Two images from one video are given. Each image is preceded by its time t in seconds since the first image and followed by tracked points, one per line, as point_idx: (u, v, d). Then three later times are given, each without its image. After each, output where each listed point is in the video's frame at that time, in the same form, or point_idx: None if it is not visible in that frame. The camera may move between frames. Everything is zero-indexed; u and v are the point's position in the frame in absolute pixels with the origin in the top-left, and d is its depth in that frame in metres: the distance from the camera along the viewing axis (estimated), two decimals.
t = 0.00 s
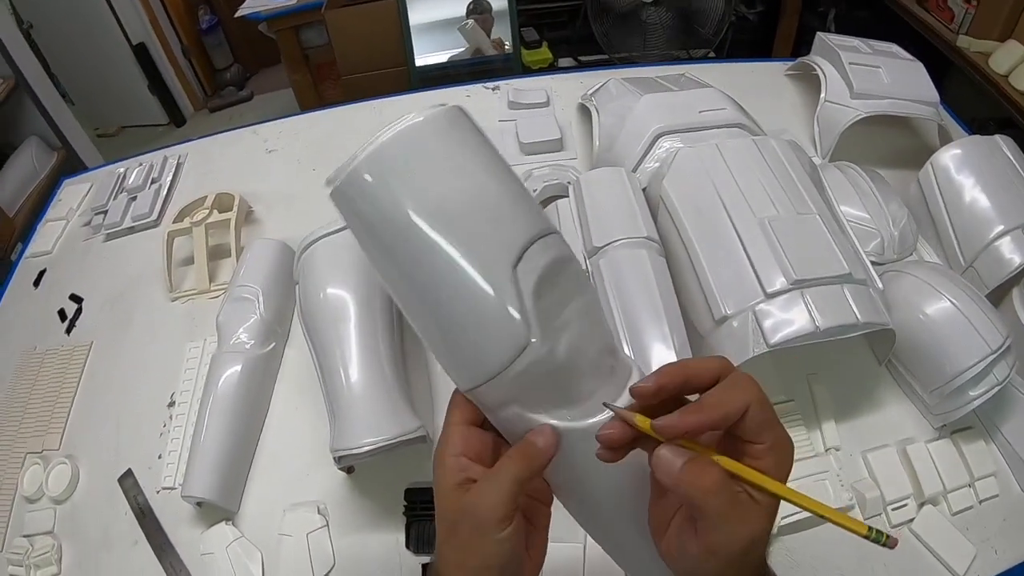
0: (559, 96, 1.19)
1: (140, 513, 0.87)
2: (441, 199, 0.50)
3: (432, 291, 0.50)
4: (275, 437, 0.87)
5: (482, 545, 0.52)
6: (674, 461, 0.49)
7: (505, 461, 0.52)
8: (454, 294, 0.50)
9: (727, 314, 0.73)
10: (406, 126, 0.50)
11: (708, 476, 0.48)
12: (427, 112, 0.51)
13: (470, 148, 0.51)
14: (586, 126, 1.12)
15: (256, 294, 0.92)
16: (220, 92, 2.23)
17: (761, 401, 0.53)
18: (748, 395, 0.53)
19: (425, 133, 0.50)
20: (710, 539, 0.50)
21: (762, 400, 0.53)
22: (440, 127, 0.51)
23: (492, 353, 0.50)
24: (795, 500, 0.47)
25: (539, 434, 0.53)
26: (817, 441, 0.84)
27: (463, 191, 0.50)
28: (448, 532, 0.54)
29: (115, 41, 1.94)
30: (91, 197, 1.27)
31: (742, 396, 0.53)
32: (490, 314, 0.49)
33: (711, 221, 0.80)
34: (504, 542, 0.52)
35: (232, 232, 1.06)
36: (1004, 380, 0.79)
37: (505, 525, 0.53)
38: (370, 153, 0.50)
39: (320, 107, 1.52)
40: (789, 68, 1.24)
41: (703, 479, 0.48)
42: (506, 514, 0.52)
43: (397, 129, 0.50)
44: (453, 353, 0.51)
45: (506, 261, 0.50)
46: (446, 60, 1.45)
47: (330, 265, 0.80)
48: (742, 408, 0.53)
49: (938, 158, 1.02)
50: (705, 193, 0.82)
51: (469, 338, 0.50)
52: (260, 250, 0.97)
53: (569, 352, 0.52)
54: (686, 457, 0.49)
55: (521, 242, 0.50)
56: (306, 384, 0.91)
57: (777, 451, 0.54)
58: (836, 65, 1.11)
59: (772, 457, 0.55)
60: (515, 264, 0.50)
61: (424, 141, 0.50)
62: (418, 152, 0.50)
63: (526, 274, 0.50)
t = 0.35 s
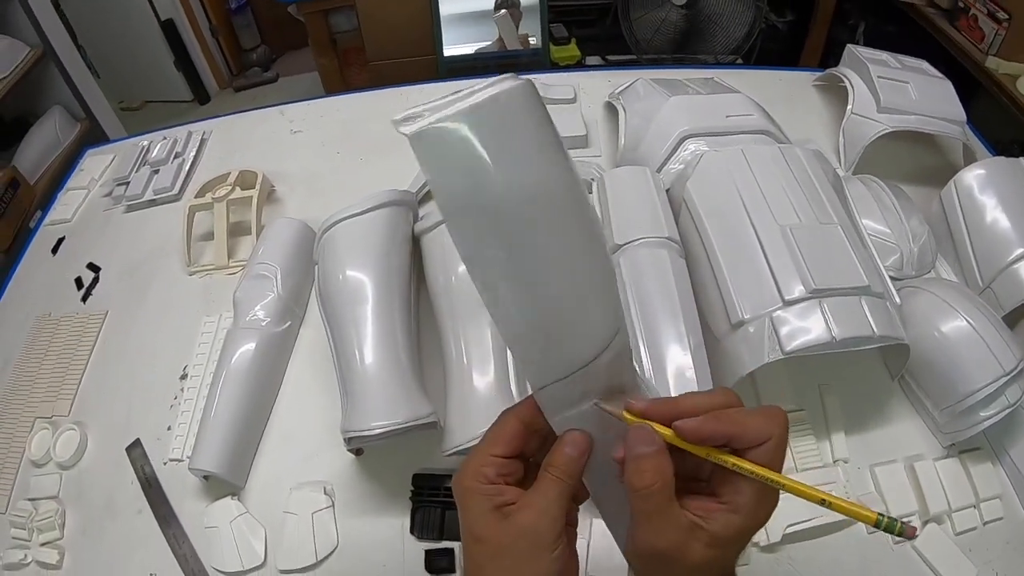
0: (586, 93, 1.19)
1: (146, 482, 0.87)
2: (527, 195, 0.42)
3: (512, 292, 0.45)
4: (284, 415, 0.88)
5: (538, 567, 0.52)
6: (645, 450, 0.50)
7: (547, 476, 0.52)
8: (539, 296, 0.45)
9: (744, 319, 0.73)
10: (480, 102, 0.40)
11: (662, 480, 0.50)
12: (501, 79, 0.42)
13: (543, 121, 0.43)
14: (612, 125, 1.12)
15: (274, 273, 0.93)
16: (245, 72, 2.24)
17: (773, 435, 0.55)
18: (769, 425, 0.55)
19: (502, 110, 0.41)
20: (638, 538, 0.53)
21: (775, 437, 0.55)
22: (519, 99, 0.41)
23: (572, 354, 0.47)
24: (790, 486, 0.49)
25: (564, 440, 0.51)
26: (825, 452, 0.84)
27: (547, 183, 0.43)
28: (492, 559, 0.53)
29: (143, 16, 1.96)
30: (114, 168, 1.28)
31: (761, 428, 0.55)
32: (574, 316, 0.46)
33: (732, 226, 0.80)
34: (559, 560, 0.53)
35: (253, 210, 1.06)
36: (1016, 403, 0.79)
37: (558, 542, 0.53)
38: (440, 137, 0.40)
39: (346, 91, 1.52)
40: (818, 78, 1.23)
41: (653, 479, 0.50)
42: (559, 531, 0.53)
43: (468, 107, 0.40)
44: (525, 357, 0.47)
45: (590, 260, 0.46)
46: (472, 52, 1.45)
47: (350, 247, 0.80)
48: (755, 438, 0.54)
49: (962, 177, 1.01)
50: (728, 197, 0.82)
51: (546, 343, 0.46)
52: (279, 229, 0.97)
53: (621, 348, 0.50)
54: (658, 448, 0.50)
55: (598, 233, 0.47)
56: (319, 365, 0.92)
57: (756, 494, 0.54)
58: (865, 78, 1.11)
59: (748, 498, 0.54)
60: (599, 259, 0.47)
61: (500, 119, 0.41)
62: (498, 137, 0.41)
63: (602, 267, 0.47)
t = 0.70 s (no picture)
0: (580, 86, 1.18)
1: (134, 477, 0.86)
2: (522, 189, 0.39)
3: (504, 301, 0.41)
4: (273, 410, 0.87)
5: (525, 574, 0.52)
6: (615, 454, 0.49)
7: (540, 480, 0.52)
8: (538, 297, 0.42)
9: (737, 315, 0.72)
10: (475, 90, 0.37)
11: (626, 485, 0.49)
12: (495, 66, 0.39)
13: (542, 112, 0.40)
14: (606, 118, 1.11)
15: (263, 266, 0.92)
16: (240, 64, 2.22)
17: (743, 456, 0.52)
18: (742, 446, 0.51)
19: (500, 98, 0.38)
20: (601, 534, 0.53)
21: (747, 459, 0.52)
22: (518, 86, 0.39)
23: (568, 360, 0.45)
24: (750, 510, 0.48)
25: (558, 443, 0.51)
26: (818, 450, 0.84)
27: (546, 174, 0.40)
28: (479, 565, 0.52)
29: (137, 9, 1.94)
30: (105, 160, 1.27)
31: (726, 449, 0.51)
32: (569, 321, 0.44)
33: (726, 221, 0.79)
34: (545, 569, 0.53)
35: (244, 203, 1.05)
36: (1012, 403, 0.78)
37: (546, 550, 0.53)
38: (432, 123, 0.37)
39: (339, 84, 1.51)
40: (814, 73, 1.22)
41: (616, 483, 0.48)
42: (547, 538, 0.53)
43: (463, 90, 0.37)
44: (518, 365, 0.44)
45: (589, 259, 0.43)
46: (467, 45, 1.44)
47: (339, 239, 0.79)
48: (719, 461, 0.51)
49: (959, 173, 1.00)
50: (722, 192, 0.81)
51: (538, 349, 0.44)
52: (269, 221, 0.96)
53: (616, 347, 0.48)
54: (628, 450, 0.49)
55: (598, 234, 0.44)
56: (308, 358, 0.91)
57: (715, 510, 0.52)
58: (862, 73, 1.10)
59: (708, 512, 0.53)
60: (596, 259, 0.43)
61: (495, 105, 0.38)
62: (493, 123, 0.38)
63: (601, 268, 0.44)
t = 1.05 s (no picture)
0: (574, 78, 1.17)
1: (127, 476, 0.86)
2: (520, 187, 0.38)
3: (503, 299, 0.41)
4: (265, 407, 0.86)
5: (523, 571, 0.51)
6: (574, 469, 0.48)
7: (536, 476, 0.52)
8: (534, 293, 0.41)
9: (732, 309, 0.72)
10: (474, 87, 0.36)
11: (581, 501, 0.47)
12: (495, 59, 0.37)
13: (540, 105, 0.39)
14: (600, 110, 1.10)
15: (255, 262, 0.91)
16: (232, 59, 2.21)
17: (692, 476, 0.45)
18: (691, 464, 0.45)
19: (499, 94, 0.36)
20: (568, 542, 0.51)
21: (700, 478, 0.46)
22: (518, 79, 0.37)
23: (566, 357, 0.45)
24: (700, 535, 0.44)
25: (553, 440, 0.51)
26: (814, 444, 0.83)
27: (544, 170, 0.39)
28: (477, 562, 0.52)
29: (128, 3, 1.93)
30: (96, 156, 1.26)
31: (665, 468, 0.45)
32: (565, 319, 0.43)
33: (721, 214, 0.79)
34: (542, 565, 0.52)
35: (235, 198, 1.05)
36: (1008, 396, 0.78)
37: (544, 546, 0.52)
38: (429, 121, 0.35)
39: (332, 77, 1.50)
40: (809, 65, 1.21)
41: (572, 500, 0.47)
42: (545, 534, 0.52)
43: (461, 84, 0.35)
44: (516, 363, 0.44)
45: (586, 256, 0.42)
46: (461, 37, 1.43)
47: (330, 234, 0.78)
48: (664, 482, 0.45)
49: (954, 165, 1.00)
50: (717, 185, 0.81)
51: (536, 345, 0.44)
52: (261, 216, 0.95)
53: (612, 342, 0.48)
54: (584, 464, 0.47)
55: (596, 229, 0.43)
56: (301, 354, 0.91)
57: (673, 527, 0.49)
58: (856, 65, 1.09)
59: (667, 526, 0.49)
60: (594, 256, 0.43)
61: (494, 101, 0.36)
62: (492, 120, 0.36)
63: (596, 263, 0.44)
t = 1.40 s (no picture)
0: (568, 73, 1.17)
1: (124, 476, 0.86)
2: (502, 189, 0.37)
3: (486, 301, 0.41)
4: (262, 405, 0.86)
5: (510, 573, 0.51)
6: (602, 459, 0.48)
7: (526, 480, 0.52)
8: (519, 296, 0.41)
9: (727, 304, 0.72)
10: (452, 88, 0.35)
11: (608, 490, 0.48)
12: (475, 58, 0.36)
13: (523, 105, 0.38)
14: (594, 105, 1.10)
15: (250, 260, 0.90)
16: (227, 56, 2.20)
17: (721, 468, 0.48)
18: (721, 459, 0.48)
19: (480, 94, 0.35)
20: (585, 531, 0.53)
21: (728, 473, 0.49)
22: (500, 78, 0.36)
23: (553, 359, 0.44)
24: (729, 525, 0.47)
25: (545, 443, 0.51)
26: (810, 438, 0.83)
27: (528, 171, 0.38)
28: (465, 564, 0.52)
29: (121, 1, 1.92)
30: (90, 155, 1.25)
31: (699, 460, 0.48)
32: (550, 322, 0.43)
33: (715, 209, 0.78)
34: (530, 567, 0.52)
35: (229, 196, 1.04)
36: (1004, 390, 0.78)
37: (531, 548, 0.52)
38: (407, 123, 0.34)
39: (326, 74, 1.50)
40: (805, 58, 1.21)
41: (597, 488, 0.48)
42: (533, 536, 0.52)
43: (441, 86, 0.34)
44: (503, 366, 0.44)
45: (571, 257, 0.42)
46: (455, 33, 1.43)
47: (324, 232, 0.78)
48: (694, 473, 0.48)
49: (950, 159, 1.00)
50: (712, 180, 0.80)
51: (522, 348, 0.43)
52: (256, 213, 0.95)
53: (602, 343, 0.47)
54: (612, 453, 0.48)
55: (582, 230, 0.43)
56: (296, 352, 0.90)
57: (697, 518, 0.52)
58: (852, 58, 1.09)
59: (690, 519, 0.52)
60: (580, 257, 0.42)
61: (475, 101, 0.35)
62: (472, 121, 0.35)
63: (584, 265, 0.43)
